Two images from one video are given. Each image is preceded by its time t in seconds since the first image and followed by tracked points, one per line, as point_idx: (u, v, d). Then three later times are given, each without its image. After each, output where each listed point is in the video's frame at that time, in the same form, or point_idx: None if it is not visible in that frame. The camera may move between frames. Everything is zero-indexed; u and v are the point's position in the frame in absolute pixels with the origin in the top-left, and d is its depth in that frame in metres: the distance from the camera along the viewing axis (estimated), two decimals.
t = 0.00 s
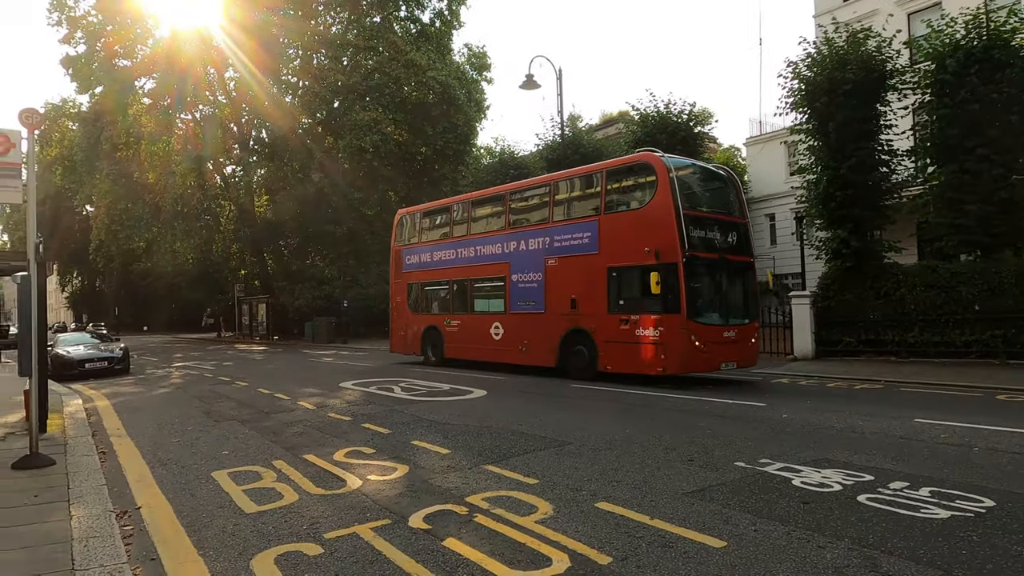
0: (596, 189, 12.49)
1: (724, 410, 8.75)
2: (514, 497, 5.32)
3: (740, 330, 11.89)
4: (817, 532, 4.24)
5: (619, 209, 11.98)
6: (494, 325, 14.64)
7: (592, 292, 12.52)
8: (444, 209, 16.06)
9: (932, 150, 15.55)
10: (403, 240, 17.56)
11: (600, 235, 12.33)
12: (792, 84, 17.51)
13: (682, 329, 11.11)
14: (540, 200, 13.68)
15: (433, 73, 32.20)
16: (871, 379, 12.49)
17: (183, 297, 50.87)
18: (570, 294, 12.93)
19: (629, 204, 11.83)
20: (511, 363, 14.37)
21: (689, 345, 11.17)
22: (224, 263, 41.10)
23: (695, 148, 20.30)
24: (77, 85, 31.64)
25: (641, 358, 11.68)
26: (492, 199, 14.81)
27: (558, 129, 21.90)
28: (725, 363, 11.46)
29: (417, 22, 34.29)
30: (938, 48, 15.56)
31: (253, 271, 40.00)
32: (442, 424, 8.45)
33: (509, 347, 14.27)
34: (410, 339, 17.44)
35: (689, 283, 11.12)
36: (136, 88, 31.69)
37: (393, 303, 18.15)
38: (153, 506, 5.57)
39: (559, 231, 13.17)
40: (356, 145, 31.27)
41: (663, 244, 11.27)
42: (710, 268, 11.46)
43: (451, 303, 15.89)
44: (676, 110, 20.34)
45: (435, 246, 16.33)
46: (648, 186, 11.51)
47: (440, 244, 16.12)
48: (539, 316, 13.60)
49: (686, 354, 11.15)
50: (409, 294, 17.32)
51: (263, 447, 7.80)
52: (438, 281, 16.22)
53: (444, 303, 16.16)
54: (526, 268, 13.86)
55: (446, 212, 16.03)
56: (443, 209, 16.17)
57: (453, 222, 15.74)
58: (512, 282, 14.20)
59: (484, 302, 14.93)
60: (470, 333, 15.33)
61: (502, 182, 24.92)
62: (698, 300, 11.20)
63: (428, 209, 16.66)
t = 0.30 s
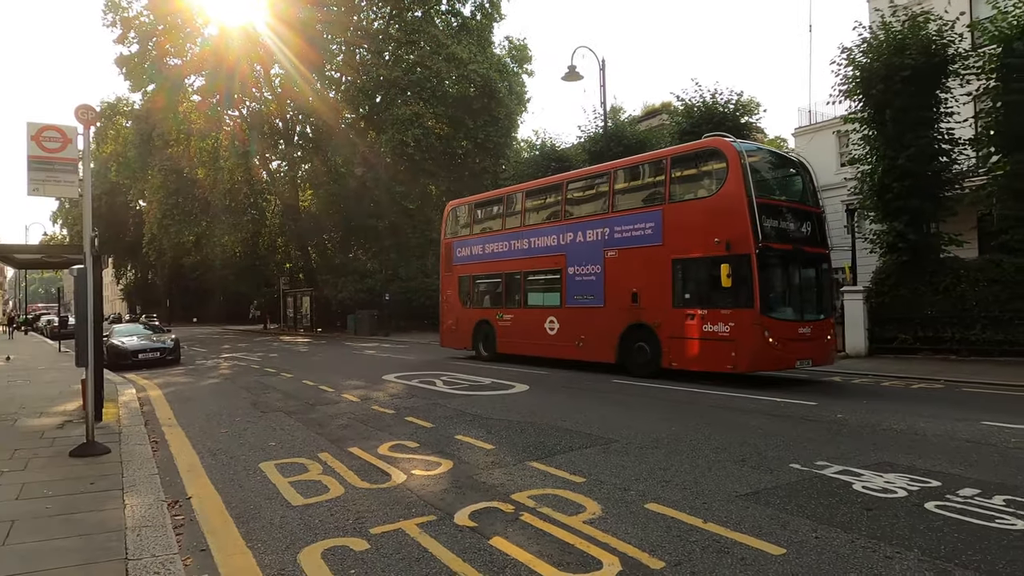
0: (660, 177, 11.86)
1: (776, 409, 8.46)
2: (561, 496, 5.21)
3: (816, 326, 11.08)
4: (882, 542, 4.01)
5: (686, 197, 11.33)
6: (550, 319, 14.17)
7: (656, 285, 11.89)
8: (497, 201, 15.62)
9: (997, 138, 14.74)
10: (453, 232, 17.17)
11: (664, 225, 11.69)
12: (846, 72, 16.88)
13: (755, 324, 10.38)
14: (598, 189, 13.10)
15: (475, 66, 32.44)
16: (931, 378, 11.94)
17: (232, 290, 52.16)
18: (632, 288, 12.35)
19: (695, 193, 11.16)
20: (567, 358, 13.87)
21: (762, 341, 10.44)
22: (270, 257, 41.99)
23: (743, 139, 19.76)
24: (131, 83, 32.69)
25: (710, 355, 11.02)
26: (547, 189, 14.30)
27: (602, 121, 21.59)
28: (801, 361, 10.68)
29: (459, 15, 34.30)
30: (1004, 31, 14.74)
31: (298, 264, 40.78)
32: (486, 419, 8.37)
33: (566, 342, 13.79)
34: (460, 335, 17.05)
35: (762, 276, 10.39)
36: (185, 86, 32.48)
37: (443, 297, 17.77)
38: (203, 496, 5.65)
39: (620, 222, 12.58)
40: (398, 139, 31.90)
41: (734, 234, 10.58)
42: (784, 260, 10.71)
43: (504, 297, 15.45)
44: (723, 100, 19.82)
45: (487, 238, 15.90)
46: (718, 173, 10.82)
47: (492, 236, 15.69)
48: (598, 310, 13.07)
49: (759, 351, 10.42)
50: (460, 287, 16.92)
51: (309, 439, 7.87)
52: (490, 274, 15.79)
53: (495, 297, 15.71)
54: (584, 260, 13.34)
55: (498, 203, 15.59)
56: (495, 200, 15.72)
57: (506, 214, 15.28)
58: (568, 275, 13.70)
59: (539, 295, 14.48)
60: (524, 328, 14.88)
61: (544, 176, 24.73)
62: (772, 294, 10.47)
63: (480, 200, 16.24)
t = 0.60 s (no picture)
0: (705, 169, 11.35)
1: (809, 410, 8.24)
2: (591, 499, 5.09)
3: (873, 326, 10.41)
4: (930, 552, 3.84)
5: (734, 190, 10.79)
6: (587, 317, 13.72)
7: (701, 282, 11.36)
8: (530, 195, 15.21)
9: None
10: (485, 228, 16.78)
11: (711, 220, 11.16)
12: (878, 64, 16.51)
13: (809, 324, 9.76)
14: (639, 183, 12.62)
15: (498, 63, 32.49)
16: (970, 379, 11.56)
17: (256, 287, 52.70)
18: (675, 285, 11.85)
19: (743, 185, 10.64)
20: (605, 358, 13.39)
21: (816, 342, 9.81)
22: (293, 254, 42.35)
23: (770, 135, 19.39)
24: (158, 83, 33.16)
25: (760, 356, 10.47)
26: (584, 183, 13.85)
27: (625, 116, 21.35)
28: (858, 363, 10.03)
29: (481, 12, 34.28)
30: None
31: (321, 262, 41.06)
32: (512, 419, 8.27)
33: (605, 341, 13.33)
34: (491, 333, 16.66)
35: (816, 272, 9.81)
36: (211, 85, 32.81)
37: (473, 295, 17.38)
38: (230, 494, 5.62)
39: (661, 216, 12.10)
40: (421, 137, 31.73)
41: (786, 228, 10.01)
42: (839, 256, 10.10)
43: (538, 294, 15.00)
44: (749, 95, 19.48)
45: (521, 234, 15.48)
46: (769, 164, 10.28)
47: (526, 232, 15.29)
48: (638, 308, 12.59)
49: (813, 352, 9.79)
50: (492, 284, 16.53)
51: (334, 437, 7.84)
52: (523, 271, 15.39)
53: (528, 294, 15.28)
54: (623, 257, 12.87)
55: (532, 198, 15.19)
56: (529, 196, 15.31)
57: (540, 209, 14.86)
58: (606, 272, 13.24)
59: (575, 293, 14.03)
60: (559, 326, 14.43)
61: (567, 172, 24.55)
62: (828, 292, 9.86)
63: (513, 195, 15.86)
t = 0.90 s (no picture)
0: (765, 157, 10.80)
1: (860, 409, 7.94)
2: (636, 498, 4.96)
3: (948, 323, 9.84)
4: (1000, 561, 3.63)
5: (797, 180, 10.24)
6: (635, 313, 13.29)
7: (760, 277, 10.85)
8: (575, 187, 14.76)
9: None
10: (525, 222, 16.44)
11: (771, 211, 10.63)
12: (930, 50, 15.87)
13: (880, 321, 9.23)
14: (692, 173, 12.10)
15: (533, 57, 32.32)
16: None
17: (295, 283, 53.58)
18: (731, 279, 11.33)
19: (808, 174, 10.08)
20: (655, 356, 12.95)
21: (889, 340, 9.28)
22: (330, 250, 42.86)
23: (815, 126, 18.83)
24: (200, 84, 33.91)
25: (826, 355, 9.93)
26: (632, 173, 13.34)
27: (664, 109, 20.99)
28: (933, 362, 9.48)
29: (516, 7, 34.17)
30: None
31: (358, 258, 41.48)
32: (551, 415, 8.17)
33: (654, 337, 12.87)
34: (535, 329, 16.31)
35: (890, 266, 9.24)
36: (251, 84, 33.37)
37: (515, 290, 17.02)
38: (273, 488, 5.63)
39: (716, 207, 11.57)
40: (456, 133, 31.70)
41: (856, 219, 9.45)
42: (913, 249, 9.53)
43: (583, 290, 14.62)
44: (793, 85, 18.94)
45: (564, 227, 15.09)
46: (835, 151, 9.71)
47: (571, 225, 14.85)
48: (691, 303, 12.10)
49: (886, 351, 9.26)
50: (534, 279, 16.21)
51: (373, 431, 7.84)
52: (568, 266, 15.00)
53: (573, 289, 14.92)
54: (675, 250, 12.38)
55: (577, 190, 14.74)
56: (572, 188, 14.90)
57: (585, 201, 14.41)
58: (656, 266, 12.79)
59: (623, 288, 13.59)
60: (607, 322, 14.00)
61: (604, 167, 24.27)
62: (901, 287, 9.31)
63: (556, 187, 15.41)
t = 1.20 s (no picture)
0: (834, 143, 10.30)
1: (923, 408, 7.59)
2: (690, 497, 4.80)
3: None
4: None
5: (871, 165, 9.71)
6: (690, 307, 12.86)
7: (828, 269, 10.33)
8: (627, 177, 14.42)
9: None
10: (574, 213, 16.17)
11: (841, 199, 10.10)
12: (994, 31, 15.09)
13: (964, 316, 8.66)
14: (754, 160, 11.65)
15: (573, 48, 32.09)
16: None
17: (336, 276, 54.38)
18: (796, 271, 10.82)
19: (883, 159, 9.57)
20: (711, 351, 12.49)
21: (974, 336, 8.69)
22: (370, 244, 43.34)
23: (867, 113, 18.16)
24: (244, 81, 34.65)
25: (902, 351, 9.37)
26: (688, 162, 12.95)
27: (708, 98, 20.52)
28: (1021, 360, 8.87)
29: None
30: None
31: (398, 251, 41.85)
32: (596, 410, 8.03)
33: (710, 332, 12.41)
34: (583, 323, 16.03)
35: (975, 256, 8.67)
36: (294, 81, 33.97)
37: (563, 283, 16.74)
38: (324, 481, 5.62)
39: (780, 196, 11.10)
40: (495, 126, 31.68)
41: (937, 207, 8.89)
42: (1001, 238, 8.92)
43: (634, 282, 14.26)
44: (844, 71, 18.29)
45: (615, 218, 14.76)
46: (915, 134, 9.16)
47: (621, 216, 14.51)
48: (751, 296, 11.62)
49: (970, 347, 8.67)
50: (582, 272, 15.93)
51: (418, 424, 7.83)
52: (618, 259, 14.69)
53: (623, 283, 14.61)
54: (733, 241, 11.92)
55: (629, 180, 14.39)
56: (624, 177, 14.56)
57: (638, 191, 14.06)
58: (713, 258, 12.34)
59: (676, 281, 13.20)
60: (659, 317, 13.60)
61: (645, 158, 23.89)
62: (988, 279, 8.72)
63: (607, 178, 15.11)
